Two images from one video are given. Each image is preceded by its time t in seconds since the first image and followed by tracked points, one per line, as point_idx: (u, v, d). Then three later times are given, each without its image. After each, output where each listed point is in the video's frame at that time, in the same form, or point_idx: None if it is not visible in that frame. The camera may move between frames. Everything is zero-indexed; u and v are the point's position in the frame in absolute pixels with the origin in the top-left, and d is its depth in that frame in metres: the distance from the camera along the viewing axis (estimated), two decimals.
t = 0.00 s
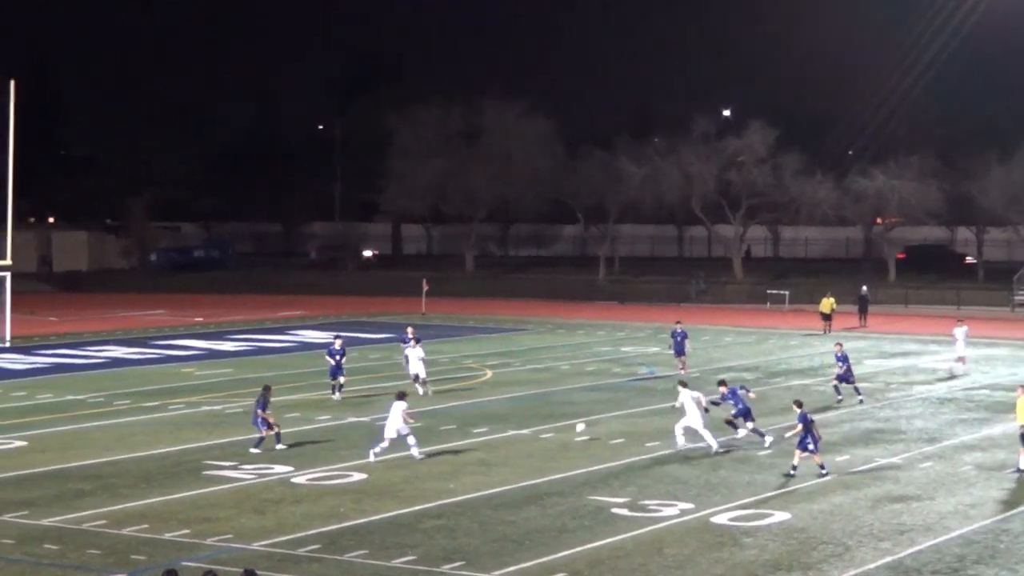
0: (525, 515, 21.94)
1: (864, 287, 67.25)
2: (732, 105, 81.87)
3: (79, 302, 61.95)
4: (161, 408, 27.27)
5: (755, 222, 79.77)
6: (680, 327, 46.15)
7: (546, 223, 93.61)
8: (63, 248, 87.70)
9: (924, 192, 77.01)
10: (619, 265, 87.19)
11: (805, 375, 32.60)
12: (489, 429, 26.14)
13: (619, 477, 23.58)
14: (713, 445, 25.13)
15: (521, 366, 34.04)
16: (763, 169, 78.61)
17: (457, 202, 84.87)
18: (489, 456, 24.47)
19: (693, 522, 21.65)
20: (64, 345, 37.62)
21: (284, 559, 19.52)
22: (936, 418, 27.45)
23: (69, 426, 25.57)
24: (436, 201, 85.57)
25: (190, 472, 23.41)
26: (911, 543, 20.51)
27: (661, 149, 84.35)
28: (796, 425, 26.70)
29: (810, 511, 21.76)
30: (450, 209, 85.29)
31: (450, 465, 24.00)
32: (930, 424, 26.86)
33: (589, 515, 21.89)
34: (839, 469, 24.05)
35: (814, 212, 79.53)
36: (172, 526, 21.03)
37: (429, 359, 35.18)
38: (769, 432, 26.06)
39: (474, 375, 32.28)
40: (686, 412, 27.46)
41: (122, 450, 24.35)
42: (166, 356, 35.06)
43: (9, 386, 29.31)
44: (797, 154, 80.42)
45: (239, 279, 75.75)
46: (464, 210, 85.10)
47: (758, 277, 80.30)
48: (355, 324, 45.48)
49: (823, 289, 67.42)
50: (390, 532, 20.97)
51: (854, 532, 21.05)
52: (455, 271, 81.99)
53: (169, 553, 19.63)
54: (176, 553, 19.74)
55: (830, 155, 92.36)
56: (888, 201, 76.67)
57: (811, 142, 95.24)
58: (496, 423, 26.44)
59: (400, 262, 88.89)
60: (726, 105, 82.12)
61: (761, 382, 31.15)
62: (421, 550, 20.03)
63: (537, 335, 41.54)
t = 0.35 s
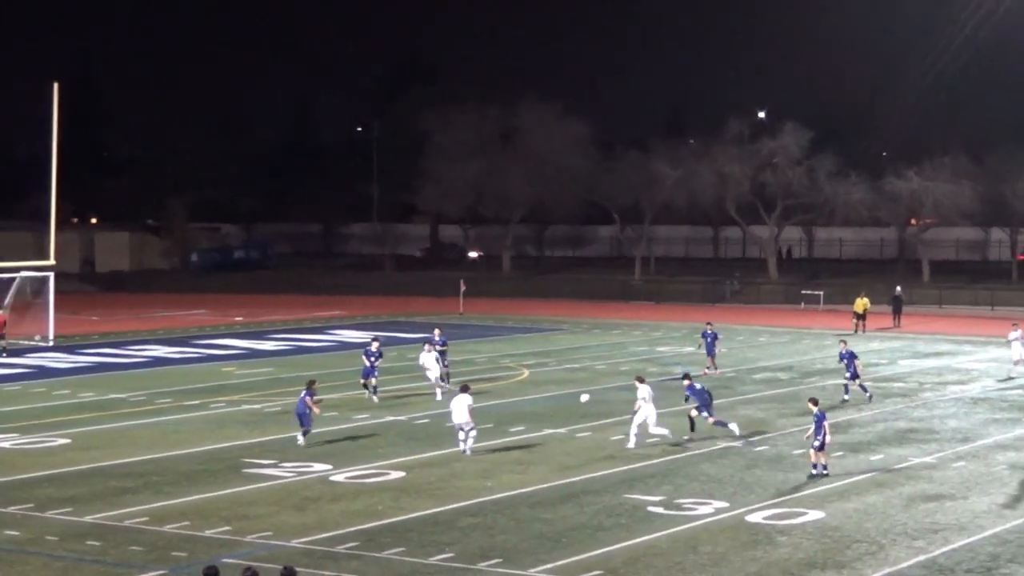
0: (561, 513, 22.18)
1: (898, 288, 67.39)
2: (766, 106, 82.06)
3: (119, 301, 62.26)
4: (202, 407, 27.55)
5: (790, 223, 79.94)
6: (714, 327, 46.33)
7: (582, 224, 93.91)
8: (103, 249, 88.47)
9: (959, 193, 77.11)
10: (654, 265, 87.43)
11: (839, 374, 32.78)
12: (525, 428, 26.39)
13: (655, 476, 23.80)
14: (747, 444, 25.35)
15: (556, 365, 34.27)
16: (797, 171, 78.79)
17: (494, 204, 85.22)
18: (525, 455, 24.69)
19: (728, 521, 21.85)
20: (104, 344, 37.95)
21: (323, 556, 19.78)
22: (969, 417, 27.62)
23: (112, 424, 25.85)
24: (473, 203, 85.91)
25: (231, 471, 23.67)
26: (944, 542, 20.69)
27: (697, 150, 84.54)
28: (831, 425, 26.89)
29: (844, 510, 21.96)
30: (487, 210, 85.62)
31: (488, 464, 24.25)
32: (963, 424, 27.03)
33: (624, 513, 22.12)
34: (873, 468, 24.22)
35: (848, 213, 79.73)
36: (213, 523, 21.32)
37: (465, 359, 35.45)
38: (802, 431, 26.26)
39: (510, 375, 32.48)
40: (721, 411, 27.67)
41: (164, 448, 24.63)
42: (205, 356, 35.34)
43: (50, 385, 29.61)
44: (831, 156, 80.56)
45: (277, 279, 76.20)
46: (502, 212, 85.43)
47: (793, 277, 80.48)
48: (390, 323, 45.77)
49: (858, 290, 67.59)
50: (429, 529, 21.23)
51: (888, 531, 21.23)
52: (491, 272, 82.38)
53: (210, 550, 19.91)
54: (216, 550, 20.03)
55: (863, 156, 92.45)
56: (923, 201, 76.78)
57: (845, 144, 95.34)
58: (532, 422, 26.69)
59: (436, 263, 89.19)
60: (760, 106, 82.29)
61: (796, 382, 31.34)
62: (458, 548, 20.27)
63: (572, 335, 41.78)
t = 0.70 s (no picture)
0: (585, 511, 22.35)
1: (922, 288, 67.32)
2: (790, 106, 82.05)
3: (142, 300, 62.28)
4: (231, 405, 27.76)
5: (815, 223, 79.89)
6: (737, 327, 46.44)
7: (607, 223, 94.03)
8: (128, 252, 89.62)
9: (984, 194, 76.98)
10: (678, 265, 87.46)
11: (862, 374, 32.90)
12: (549, 427, 26.56)
13: (679, 474, 23.96)
14: (770, 443, 25.50)
15: (581, 365, 34.41)
16: (820, 172, 78.74)
17: (520, 202, 85.55)
18: (550, 453, 24.86)
19: (751, 519, 22.00)
20: (134, 342, 38.18)
21: (349, 553, 19.98)
22: (991, 417, 27.73)
23: (142, 421, 26.05)
24: (499, 202, 86.24)
25: (257, 468, 23.88)
26: (967, 541, 20.80)
27: (721, 150, 84.47)
28: (853, 424, 27.02)
29: (867, 508, 22.10)
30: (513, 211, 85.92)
31: (513, 462, 24.43)
32: (986, 423, 27.14)
33: (648, 511, 22.28)
34: (896, 467, 24.35)
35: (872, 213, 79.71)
36: (241, 520, 21.53)
37: (491, 358, 35.62)
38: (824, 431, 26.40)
39: (536, 374, 32.63)
40: (744, 410, 27.82)
41: (192, 446, 24.83)
42: (235, 354, 35.56)
43: (80, 383, 29.82)
44: (855, 157, 80.53)
45: (305, 278, 76.40)
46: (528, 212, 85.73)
47: (817, 276, 80.44)
48: (416, 322, 45.94)
49: (882, 290, 67.55)
50: (453, 527, 21.42)
51: (910, 530, 21.36)
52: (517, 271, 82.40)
53: (236, 547, 20.11)
54: (242, 547, 20.24)
55: (887, 156, 92.34)
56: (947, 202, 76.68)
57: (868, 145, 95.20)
58: (556, 421, 26.86)
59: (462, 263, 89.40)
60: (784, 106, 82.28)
61: (820, 381, 31.46)
62: (483, 546, 20.46)
63: (597, 334, 41.92)
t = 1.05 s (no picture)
0: (666, 511, 22.36)
1: (1007, 289, 66.91)
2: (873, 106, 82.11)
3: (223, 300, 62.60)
4: (315, 404, 27.86)
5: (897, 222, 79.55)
6: (816, 327, 46.35)
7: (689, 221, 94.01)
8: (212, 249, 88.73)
9: None
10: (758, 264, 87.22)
11: (945, 374, 32.79)
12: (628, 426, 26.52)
13: (761, 474, 23.94)
14: (854, 443, 25.45)
15: (661, 365, 34.43)
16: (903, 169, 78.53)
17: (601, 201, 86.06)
18: (632, 453, 24.88)
19: (834, 519, 21.95)
20: (216, 342, 38.34)
21: (433, 552, 20.03)
22: None
23: (226, 419, 26.16)
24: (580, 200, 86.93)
25: (340, 467, 23.94)
26: None
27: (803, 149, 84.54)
28: (937, 425, 26.95)
29: (952, 510, 22.01)
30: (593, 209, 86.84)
31: (594, 462, 24.44)
32: None
33: (731, 512, 22.26)
34: (980, 468, 24.26)
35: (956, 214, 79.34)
36: (325, 518, 21.61)
37: (570, 359, 35.67)
38: (907, 433, 26.35)
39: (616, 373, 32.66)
40: (826, 410, 27.79)
41: (277, 445, 24.92)
42: (317, 354, 35.65)
43: (162, 381, 29.98)
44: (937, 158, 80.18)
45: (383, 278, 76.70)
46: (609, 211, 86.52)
47: (898, 276, 80.09)
48: (493, 322, 46.05)
49: (965, 290, 67.18)
50: (535, 527, 21.44)
51: (995, 531, 21.26)
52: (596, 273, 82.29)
53: (322, 545, 20.21)
54: (327, 545, 20.32)
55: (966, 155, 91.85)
56: None
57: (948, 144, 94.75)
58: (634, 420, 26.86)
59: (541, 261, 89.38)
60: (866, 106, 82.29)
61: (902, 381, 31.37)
62: (567, 545, 20.48)
63: (676, 335, 41.90)
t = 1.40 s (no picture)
0: (819, 559, 17.80)
1: None
2: None
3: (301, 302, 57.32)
4: (382, 428, 23.51)
5: None
6: (987, 334, 41.38)
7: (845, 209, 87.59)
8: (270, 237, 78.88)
9: None
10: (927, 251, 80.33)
11: None
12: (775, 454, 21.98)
13: (936, 517, 19.34)
14: None
15: (815, 379, 29.85)
16: None
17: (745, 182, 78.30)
18: (782, 487, 20.36)
19: None
20: (273, 351, 34.06)
21: None
22: None
23: (275, 441, 21.80)
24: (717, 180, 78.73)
25: (417, 503, 19.61)
26: None
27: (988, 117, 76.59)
28: None
29: None
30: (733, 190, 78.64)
31: (731, 499, 19.94)
32: None
33: (899, 561, 17.66)
34: None
35: None
36: (399, 565, 17.21)
37: (707, 372, 31.15)
38: None
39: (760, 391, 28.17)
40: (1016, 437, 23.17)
41: (344, 475, 20.56)
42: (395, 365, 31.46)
43: (209, 397, 25.82)
44: None
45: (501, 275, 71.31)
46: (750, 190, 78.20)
47: None
48: (623, 327, 41.52)
49: None
50: None
51: None
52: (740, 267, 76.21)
53: None
54: None
55: None
56: None
57: None
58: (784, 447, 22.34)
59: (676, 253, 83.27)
60: None
61: None
62: None
63: (828, 344, 37.21)
